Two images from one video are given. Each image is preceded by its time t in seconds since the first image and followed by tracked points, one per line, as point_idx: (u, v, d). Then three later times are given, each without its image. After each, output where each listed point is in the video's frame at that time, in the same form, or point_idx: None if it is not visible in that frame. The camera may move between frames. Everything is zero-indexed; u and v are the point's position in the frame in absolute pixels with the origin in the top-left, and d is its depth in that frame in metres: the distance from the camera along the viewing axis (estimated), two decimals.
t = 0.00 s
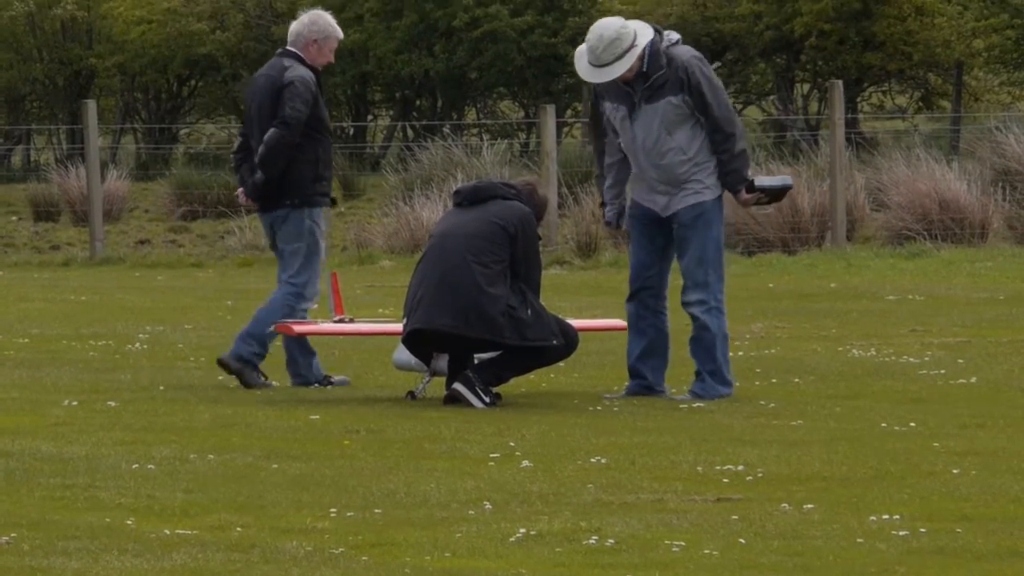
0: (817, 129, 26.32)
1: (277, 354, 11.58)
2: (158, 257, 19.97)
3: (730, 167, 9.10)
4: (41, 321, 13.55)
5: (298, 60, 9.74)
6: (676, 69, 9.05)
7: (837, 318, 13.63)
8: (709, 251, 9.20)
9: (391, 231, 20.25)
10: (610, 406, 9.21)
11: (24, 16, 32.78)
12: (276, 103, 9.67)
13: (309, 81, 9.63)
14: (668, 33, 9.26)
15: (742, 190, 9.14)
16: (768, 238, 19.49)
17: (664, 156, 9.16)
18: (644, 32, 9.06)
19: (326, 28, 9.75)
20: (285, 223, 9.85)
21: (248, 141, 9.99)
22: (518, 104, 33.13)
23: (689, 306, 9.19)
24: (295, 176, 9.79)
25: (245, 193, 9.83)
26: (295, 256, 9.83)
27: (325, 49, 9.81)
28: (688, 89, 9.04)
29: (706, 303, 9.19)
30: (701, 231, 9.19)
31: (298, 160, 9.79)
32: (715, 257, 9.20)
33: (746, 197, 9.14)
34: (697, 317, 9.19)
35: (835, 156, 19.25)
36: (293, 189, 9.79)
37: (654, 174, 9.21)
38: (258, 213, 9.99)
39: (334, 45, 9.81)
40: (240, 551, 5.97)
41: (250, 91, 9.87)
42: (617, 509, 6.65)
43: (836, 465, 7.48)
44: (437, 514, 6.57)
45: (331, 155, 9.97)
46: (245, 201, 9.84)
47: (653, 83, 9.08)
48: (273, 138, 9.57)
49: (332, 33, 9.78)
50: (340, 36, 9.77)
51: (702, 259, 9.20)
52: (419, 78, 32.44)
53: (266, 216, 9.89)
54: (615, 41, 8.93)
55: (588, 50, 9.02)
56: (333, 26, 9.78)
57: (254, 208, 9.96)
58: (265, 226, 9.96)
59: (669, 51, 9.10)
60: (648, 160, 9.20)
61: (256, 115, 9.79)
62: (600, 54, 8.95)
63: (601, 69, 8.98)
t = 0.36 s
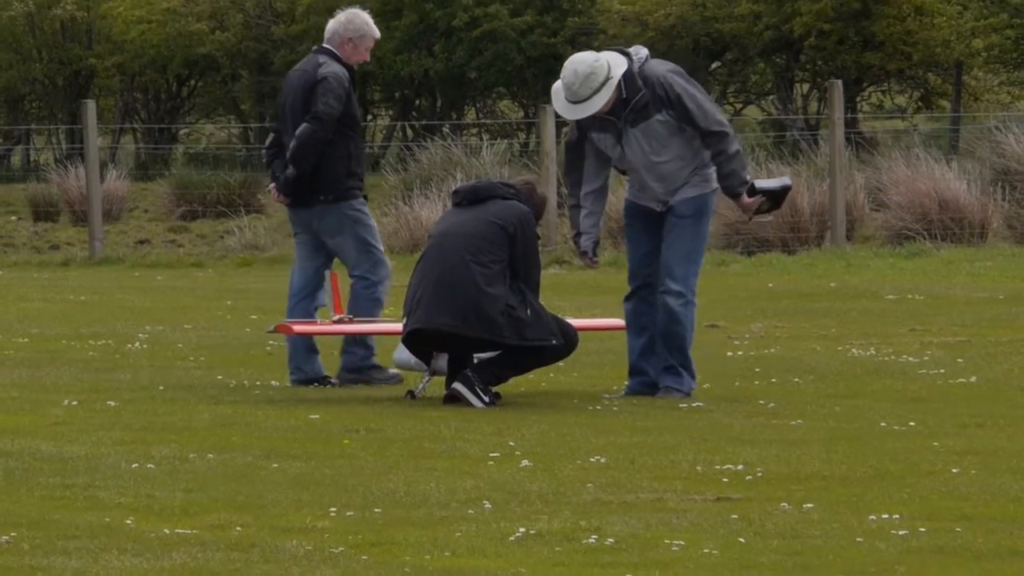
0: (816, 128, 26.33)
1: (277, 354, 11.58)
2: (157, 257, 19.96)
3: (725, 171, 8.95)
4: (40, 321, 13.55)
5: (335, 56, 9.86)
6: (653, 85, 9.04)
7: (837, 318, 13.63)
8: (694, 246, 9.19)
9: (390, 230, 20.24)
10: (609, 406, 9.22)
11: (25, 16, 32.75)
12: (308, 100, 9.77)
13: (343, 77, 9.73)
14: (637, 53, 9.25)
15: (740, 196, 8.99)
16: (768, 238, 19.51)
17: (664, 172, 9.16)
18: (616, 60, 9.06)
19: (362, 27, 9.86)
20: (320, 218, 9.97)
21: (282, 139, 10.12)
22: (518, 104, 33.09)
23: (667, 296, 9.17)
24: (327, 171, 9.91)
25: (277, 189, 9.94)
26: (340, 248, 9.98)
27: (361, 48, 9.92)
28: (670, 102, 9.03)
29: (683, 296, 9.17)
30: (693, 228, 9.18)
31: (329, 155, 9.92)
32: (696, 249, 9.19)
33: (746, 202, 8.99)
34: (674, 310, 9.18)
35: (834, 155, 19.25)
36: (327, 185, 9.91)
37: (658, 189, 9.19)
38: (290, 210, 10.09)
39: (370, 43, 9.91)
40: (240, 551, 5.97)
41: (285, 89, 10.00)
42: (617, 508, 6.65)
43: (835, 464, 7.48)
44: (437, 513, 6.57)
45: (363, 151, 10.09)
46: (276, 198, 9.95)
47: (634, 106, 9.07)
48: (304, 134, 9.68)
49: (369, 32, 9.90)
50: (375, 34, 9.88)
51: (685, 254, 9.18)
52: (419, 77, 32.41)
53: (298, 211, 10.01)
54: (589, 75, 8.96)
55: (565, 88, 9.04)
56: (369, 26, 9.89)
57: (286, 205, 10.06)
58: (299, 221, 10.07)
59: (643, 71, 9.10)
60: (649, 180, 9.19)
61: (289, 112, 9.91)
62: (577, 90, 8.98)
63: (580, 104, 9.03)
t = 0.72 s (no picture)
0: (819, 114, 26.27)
1: (278, 340, 11.57)
2: (158, 243, 19.95)
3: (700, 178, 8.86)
4: (42, 307, 13.55)
5: (392, 50, 9.77)
6: (658, 91, 8.92)
7: (838, 303, 13.62)
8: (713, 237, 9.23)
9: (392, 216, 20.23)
10: (611, 391, 9.21)
11: (26, 2, 32.70)
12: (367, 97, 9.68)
13: (401, 75, 9.66)
14: (644, 52, 9.12)
15: (694, 202, 8.86)
16: (769, 224, 19.51)
17: (677, 170, 9.17)
18: (627, 63, 8.91)
19: (417, 18, 9.74)
20: (374, 216, 9.89)
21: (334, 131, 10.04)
22: (520, 90, 32.95)
23: (686, 285, 9.21)
24: (383, 168, 9.84)
25: (332, 184, 9.85)
26: (390, 245, 9.89)
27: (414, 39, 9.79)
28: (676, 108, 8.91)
29: (703, 284, 9.22)
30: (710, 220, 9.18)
31: (385, 153, 9.84)
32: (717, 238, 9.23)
33: (697, 212, 8.85)
34: (691, 296, 9.21)
35: (836, 140, 19.24)
36: (382, 182, 9.84)
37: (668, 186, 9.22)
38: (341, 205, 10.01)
39: (424, 35, 9.81)
40: (242, 537, 5.97)
41: (338, 82, 9.90)
42: (618, 493, 6.65)
43: (836, 450, 7.47)
44: (438, 499, 6.57)
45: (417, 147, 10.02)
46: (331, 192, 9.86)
47: (644, 110, 8.96)
48: (364, 132, 9.58)
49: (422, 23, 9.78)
50: (429, 24, 9.77)
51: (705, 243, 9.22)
52: (421, 63, 32.28)
53: (349, 207, 9.91)
54: (601, 80, 8.82)
55: (577, 91, 8.90)
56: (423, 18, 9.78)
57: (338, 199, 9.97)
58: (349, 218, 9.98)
59: (651, 74, 8.96)
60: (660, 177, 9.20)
61: (345, 107, 9.82)
62: (589, 95, 8.85)
63: (592, 108, 8.89)
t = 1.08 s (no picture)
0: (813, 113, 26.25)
1: (273, 338, 11.58)
2: (151, 241, 19.93)
3: (674, 193, 8.96)
4: (35, 305, 13.55)
5: (433, 43, 9.83)
6: (659, 105, 8.88)
7: (831, 302, 13.62)
8: (705, 235, 9.27)
9: (386, 214, 20.23)
10: (605, 390, 9.22)
11: None
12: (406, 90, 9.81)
13: (439, 67, 9.74)
14: (646, 62, 9.02)
15: (655, 210, 8.95)
16: (762, 222, 19.50)
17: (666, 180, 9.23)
18: (629, 75, 8.83)
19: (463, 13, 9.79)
20: (418, 206, 10.08)
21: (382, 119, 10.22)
22: (513, 88, 32.92)
23: (680, 284, 9.22)
24: (426, 160, 9.99)
25: (377, 175, 10.06)
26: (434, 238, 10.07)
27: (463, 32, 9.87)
28: (672, 123, 8.93)
29: (696, 285, 9.23)
30: (702, 218, 9.24)
31: (429, 145, 9.98)
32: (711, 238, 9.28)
33: (655, 221, 8.93)
34: (683, 296, 9.22)
35: (829, 138, 19.23)
36: (424, 173, 10.00)
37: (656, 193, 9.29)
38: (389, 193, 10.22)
39: (467, 27, 9.83)
40: (235, 536, 5.97)
41: (384, 72, 10.04)
42: (611, 493, 6.65)
43: (830, 449, 7.48)
44: (432, 498, 6.57)
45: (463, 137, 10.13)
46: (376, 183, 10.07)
47: (642, 123, 8.92)
48: (403, 126, 9.74)
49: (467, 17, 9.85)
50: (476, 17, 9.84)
51: (698, 242, 9.26)
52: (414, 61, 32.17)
53: (396, 198, 10.14)
54: (603, 90, 8.75)
55: (580, 100, 8.84)
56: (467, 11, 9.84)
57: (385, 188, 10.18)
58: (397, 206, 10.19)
59: (652, 87, 8.90)
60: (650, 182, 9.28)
61: (389, 98, 9.97)
62: (591, 105, 8.79)
63: (593, 118, 8.84)
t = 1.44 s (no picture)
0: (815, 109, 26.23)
1: (274, 332, 11.57)
2: (153, 236, 19.92)
3: (680, 193, 8.99)
4: (37, 300, 13.54)
5: (478, 39, 9.35)
6: (662, 115, 8.92)
7: (833, 297, 13.62)
8: (700, 228, 9.24)
9: (388, 209, 20.21)
10: (607, 385, 9.22)
11: None
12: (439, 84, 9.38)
13: (469, 63, 9.27)
14: (647, 72, 9.05)
15: (662, 209, 9.00)
16: (764, 217, 19.49)
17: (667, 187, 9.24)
18: (631, 90, 8.88)
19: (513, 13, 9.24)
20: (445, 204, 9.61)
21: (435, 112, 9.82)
22: (515, 84, 32.89)
23: (675, 279, 9.21)
24: (456, 158, 9.52)
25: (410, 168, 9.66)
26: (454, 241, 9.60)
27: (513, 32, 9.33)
28: (676, 131, 8.96)
29: (691, 279, 9.22)
30: (698, 213, 9.21)
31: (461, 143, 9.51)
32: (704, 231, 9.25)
33: (662, 220, 8.98)
34: (679, 291, 9.21)
35: (831, 134, 19.21)
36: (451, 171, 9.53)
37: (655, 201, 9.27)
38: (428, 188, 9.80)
39: (514, 28, 9.26)
40: (236, 530, 5.97)
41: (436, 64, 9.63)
42: (613, 487, 6.65)
43: (832, 443, 7.48)
44: (433, 492, 6.57)
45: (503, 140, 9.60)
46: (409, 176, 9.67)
47: (646, 135, 8.97)
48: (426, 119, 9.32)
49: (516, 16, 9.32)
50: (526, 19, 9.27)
51: (693, 235, 9.23)
52: (416, 57, 32.07)
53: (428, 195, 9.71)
54: (608, 112, 8.83)
55: (585, 120, 8.92)
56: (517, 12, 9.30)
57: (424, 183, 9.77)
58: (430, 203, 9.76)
59: (655, 99, 8.94)
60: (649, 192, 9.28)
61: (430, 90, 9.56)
62: (597, 126, 8.89)
63: (600, 138, 8.93)
